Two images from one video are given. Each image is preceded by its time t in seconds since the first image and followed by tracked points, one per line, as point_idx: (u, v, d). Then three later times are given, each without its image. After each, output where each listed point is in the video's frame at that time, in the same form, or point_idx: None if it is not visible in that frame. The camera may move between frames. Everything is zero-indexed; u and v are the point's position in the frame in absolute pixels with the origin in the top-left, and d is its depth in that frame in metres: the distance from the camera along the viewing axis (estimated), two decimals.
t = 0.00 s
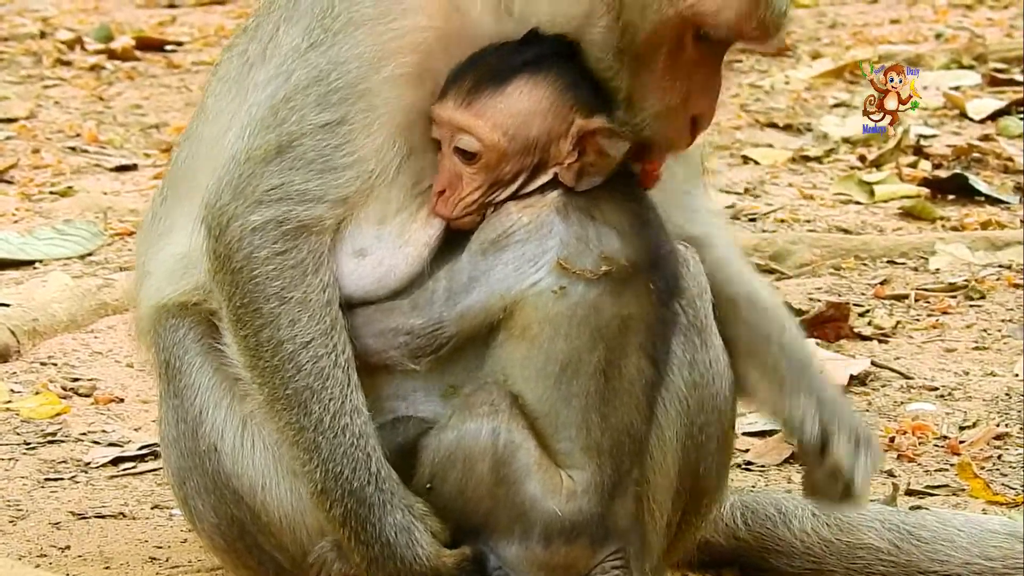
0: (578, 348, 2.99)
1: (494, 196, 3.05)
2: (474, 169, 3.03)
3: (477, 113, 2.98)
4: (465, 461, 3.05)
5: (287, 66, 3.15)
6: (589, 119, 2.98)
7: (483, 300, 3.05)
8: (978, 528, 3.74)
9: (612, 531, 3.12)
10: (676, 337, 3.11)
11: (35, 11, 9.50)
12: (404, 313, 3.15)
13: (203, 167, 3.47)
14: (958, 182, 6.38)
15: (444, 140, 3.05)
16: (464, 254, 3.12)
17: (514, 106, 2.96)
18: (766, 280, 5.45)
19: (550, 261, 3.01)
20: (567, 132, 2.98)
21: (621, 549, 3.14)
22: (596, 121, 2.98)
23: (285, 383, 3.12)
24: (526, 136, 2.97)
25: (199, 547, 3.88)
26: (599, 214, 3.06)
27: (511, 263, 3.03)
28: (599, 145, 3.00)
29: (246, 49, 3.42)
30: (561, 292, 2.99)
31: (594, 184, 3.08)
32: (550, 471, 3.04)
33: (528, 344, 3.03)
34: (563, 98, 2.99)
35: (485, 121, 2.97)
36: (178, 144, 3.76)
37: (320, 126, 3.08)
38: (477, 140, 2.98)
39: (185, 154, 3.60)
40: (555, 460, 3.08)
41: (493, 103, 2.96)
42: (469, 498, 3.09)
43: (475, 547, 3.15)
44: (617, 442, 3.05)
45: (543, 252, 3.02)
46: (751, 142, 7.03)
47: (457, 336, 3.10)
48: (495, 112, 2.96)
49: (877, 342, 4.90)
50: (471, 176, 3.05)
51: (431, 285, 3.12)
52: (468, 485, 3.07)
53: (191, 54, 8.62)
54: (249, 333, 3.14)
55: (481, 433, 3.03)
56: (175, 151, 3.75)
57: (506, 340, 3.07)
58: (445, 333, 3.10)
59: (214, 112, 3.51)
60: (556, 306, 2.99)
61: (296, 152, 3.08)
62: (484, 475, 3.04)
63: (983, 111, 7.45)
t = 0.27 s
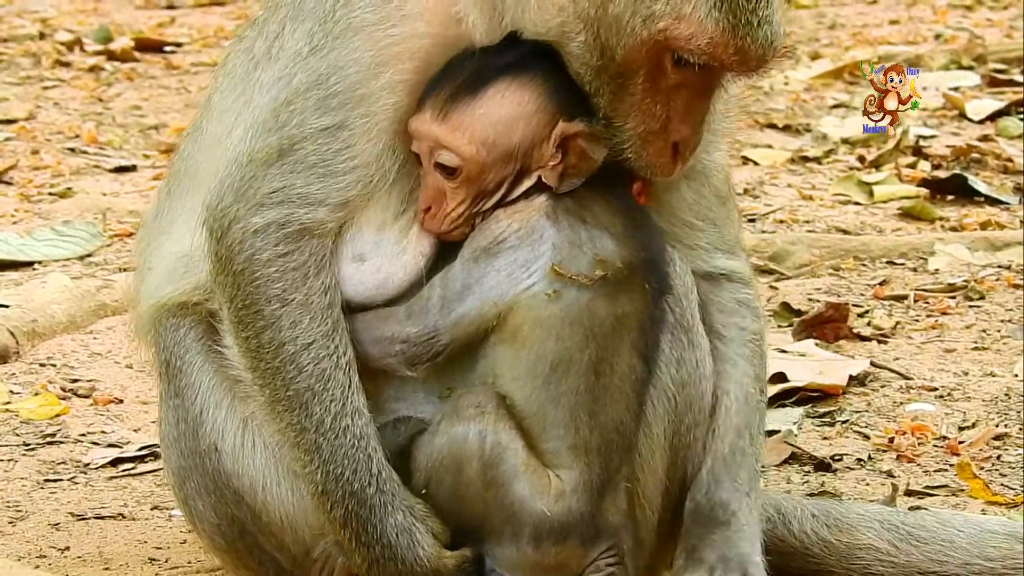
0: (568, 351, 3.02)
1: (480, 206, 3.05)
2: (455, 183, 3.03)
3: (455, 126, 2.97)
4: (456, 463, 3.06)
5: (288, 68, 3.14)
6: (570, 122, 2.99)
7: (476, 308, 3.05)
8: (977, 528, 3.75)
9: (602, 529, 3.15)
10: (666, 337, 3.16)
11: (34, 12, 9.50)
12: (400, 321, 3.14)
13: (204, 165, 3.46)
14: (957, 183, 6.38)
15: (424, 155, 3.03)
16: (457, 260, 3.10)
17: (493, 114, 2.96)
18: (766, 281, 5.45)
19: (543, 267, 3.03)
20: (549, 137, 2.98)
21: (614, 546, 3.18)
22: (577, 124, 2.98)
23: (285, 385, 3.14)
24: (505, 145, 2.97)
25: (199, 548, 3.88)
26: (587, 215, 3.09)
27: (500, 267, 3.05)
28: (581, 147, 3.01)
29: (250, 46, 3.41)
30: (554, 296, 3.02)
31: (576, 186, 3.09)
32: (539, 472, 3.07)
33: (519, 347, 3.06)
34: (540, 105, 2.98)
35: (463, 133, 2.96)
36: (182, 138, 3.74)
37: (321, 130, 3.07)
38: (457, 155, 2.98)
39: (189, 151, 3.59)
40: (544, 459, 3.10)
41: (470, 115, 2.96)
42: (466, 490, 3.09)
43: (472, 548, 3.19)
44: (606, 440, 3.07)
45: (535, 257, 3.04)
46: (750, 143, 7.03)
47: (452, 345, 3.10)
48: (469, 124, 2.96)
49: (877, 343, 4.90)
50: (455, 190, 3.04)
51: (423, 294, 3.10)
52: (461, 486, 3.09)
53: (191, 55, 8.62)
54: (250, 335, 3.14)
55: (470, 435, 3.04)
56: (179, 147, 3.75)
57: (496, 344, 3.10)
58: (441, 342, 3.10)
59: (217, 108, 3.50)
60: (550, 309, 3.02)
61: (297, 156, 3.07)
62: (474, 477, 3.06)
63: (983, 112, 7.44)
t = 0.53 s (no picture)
0: (565, 345, 2.99)
1: (477, 209, 3.05)
2: (450, 188, 3.03)
3: (444, 134, 2.97)
4: (453, 457, 3.06)
5: (288, 67, 3.14)
6: (561, 122, 2.97)
7: (476, 308, 3.03)
8: (978, 530, 3.74)
9: (595, 526, 3.10)
10: (667, 335, 3.19)
11: (34, 14, 9.50)
12: (400, 322, 3.13)
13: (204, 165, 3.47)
14: (958, 184, 6.37)
15: (418, 161, 3.04)
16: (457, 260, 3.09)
17: (483, 120, 2.95)
18: (766, 283, 5.45)
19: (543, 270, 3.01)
20: (540, 138, 2.96)
21: (609, 545, 3.12)
22: (569, 124, 2.96)
23: (279, 381, 3.15)
24: (496, 149, 2.96)
25: (200, 549, 3.87)
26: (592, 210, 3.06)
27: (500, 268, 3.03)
28: (574, 147, 2.98)
29: (252, 45, 3.41)
30: (554, 297, 2.99)
31: (572, 186, 3.05)
32: (533, 468, 3.04)
33: (516, 344, 3.04)
34: (528, 106, 2.96)
35: (453, 141, 2.96)
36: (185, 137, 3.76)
37: (318, 129, 3.07)
38: (447, 161, 2.98)
39: (190, 151, 3.60)
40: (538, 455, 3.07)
41: (460, 121, 2.96)
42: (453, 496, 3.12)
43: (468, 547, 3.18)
44: (599, 436, 3.04)
45: (537, 260, 3.01)
46: (751, 144, 7.03)
47: (452, 344, 3.09)
48: (459, 131, 2.96)
49: (877, 344, 4.90)
50: (449, 195, 3.05)
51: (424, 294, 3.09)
52: (456, 481, 3.08)
53: (191, 57, 8.62)
54: (248, 331, 3.15)
55: (468, 428, 3.04)
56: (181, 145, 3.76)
57: (496, 343, 3.07)
58: (441, 341, 3.09)
59: (217, 107, 3.50)
60: (552, 311, 2.99)
61: (295, 154, 3.07)
62: (469, 470, 3.05)
63: (983, 113, 7.44)
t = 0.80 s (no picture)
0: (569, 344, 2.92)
1: (470, 206, 3.01)
2: (446, 184, 3.03)
3: (440, 131, 3.00)
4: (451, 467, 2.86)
5: (283, 57, 3.22)
6: (555, 121, 2.92)
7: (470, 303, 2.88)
8: (980, 531, 3.72)
9: (601, 528, 2.98)
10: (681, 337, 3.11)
11: (37, 17, 9.52)
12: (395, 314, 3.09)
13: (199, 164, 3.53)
14: (960, 186, 6.36)
15: (416, 158, 3.08)
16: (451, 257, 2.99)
17: (478, 118, 2.95)
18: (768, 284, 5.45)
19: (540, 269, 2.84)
20: (534, 137, 2.92)
21: (614, 549, 2.99)
22: (562, 123, 2.91)
23: (308, 297, 3.02)
24: (490, 147, 2.94)
25: (201, 552, 3.87)
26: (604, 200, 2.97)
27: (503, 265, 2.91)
28: (570, 146, 2.92)
29: (249, 49, 3.50)
30: (551, 297, 2.81)
31: (569, 187, 2.95)
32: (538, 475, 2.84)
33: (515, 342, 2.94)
34: (522, 104, 2.95)
35: (449, 138, 2.99)
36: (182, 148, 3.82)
37: (310, 104, 3.11)
38: (443, 157, 3.00)
39: (187, 156, 3.67)
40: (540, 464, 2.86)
41: (454, 118, 2.98)
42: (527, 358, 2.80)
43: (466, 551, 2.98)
44: (605, 441, 2.89)
45: (532, 257, 2.85)
46: (753, 146, 7.03)
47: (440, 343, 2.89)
48: (453, 129, 2.98)
49: (879, 346, 4.89)
50: (445, 189, 3.04)
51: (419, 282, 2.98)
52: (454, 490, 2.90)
53: (194, 59, 8.63)
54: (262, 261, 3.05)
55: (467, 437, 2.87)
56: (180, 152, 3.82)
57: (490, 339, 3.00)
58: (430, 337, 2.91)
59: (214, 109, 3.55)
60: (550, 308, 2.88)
61: (286, 126, 3.11)
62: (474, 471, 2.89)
63: (986, 115, 7.43)
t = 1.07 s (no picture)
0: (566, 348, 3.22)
1: (470, 194, 3.26)
2: (448, 171, 3.23)
3: (444, 118, 3.13)
4: (459, 458, 3.13)
5: (296, 68, 3.33)
6: (555, 117, 3.09)
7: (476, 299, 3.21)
8: (984, 531, 3.71)
9: (598, 529, 3.27)
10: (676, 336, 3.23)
11: (42, 17, 9.53)
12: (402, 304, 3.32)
13: (215, 168, 3.58)
14: (965, 185, 6.35)
15: (421, 146, 3.22)
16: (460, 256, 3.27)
17: (481, 108, 3.07)
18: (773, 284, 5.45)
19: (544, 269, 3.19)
20: (536, 130, 3.09)
21: (611, 548, 3.28)
22: (562, 118, 3.09)
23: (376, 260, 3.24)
24: (493, 136, 3.08)
25: (205, 550, 3.87)
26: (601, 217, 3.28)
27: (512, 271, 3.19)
28: (569, 143, 3.11)
29: (246, 54, 3.56)
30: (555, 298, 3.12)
31: (569, 181, 3.18)
32: (539, 467, 3.15)
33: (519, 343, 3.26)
34: (524, 95, 3.10)
35: (452, 126, 3.11)
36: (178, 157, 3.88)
37: (338, 105, 3.25)
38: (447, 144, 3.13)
39: (188, 160, 3.71)
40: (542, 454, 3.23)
41: (461, 105, 3.10)
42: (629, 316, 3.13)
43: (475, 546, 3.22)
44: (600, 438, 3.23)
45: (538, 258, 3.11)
46: (758, 146, 7.02)
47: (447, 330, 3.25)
48: (458, 117, 3.10)
49: (884, 345, 4.88)
50: (447, 176, 3.25)
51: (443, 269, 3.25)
52: (461, 480, 3.14)
53: (199, 59, 8.63)
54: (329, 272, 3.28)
55: (475, 427, 3.13)
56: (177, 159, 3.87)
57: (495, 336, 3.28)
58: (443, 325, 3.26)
59: (213, 115, 3.64)
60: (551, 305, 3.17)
61: (325, 134, 3.25)
62: (478, 468, 3.12)
63: (991, 113, 7.41)
